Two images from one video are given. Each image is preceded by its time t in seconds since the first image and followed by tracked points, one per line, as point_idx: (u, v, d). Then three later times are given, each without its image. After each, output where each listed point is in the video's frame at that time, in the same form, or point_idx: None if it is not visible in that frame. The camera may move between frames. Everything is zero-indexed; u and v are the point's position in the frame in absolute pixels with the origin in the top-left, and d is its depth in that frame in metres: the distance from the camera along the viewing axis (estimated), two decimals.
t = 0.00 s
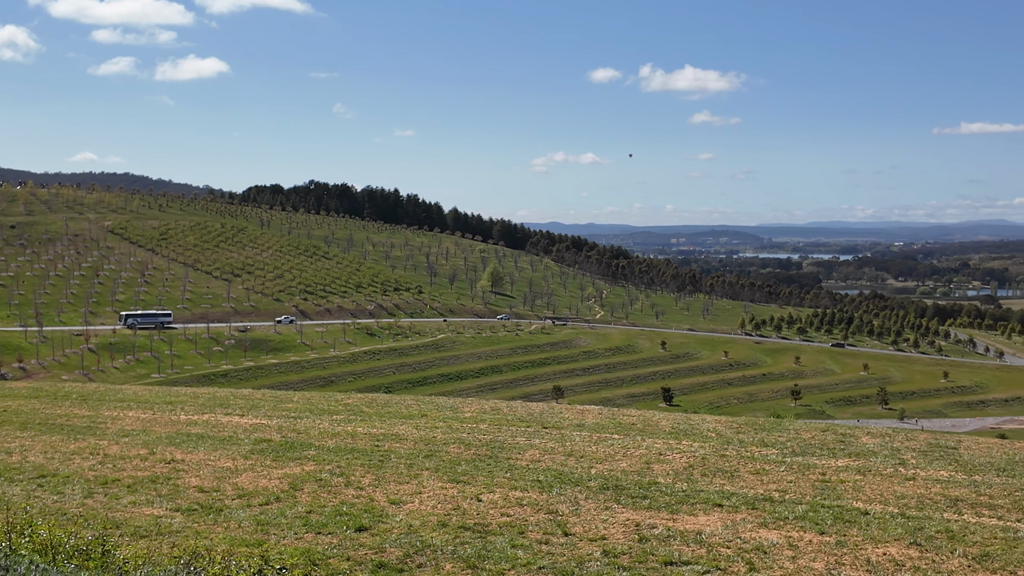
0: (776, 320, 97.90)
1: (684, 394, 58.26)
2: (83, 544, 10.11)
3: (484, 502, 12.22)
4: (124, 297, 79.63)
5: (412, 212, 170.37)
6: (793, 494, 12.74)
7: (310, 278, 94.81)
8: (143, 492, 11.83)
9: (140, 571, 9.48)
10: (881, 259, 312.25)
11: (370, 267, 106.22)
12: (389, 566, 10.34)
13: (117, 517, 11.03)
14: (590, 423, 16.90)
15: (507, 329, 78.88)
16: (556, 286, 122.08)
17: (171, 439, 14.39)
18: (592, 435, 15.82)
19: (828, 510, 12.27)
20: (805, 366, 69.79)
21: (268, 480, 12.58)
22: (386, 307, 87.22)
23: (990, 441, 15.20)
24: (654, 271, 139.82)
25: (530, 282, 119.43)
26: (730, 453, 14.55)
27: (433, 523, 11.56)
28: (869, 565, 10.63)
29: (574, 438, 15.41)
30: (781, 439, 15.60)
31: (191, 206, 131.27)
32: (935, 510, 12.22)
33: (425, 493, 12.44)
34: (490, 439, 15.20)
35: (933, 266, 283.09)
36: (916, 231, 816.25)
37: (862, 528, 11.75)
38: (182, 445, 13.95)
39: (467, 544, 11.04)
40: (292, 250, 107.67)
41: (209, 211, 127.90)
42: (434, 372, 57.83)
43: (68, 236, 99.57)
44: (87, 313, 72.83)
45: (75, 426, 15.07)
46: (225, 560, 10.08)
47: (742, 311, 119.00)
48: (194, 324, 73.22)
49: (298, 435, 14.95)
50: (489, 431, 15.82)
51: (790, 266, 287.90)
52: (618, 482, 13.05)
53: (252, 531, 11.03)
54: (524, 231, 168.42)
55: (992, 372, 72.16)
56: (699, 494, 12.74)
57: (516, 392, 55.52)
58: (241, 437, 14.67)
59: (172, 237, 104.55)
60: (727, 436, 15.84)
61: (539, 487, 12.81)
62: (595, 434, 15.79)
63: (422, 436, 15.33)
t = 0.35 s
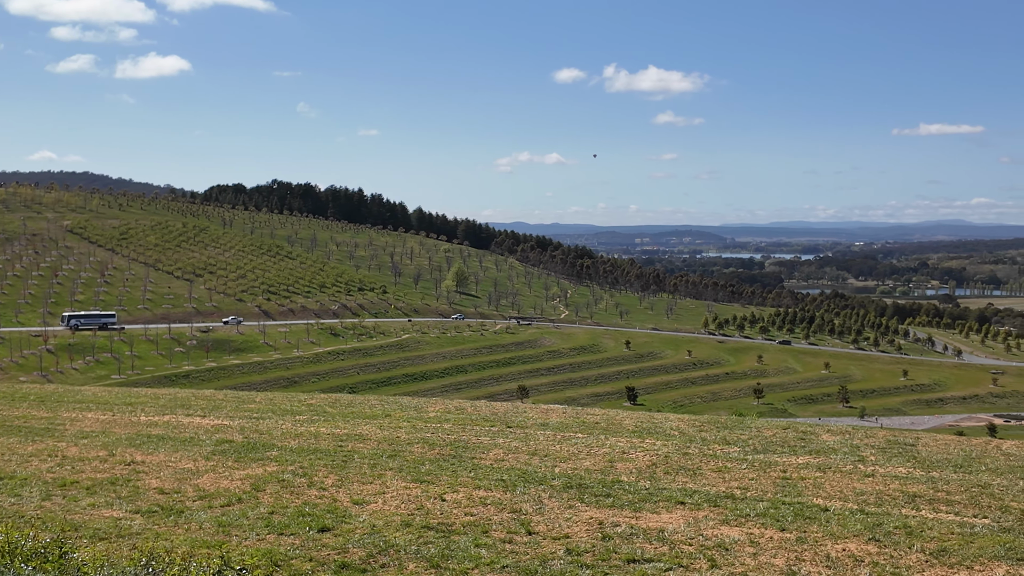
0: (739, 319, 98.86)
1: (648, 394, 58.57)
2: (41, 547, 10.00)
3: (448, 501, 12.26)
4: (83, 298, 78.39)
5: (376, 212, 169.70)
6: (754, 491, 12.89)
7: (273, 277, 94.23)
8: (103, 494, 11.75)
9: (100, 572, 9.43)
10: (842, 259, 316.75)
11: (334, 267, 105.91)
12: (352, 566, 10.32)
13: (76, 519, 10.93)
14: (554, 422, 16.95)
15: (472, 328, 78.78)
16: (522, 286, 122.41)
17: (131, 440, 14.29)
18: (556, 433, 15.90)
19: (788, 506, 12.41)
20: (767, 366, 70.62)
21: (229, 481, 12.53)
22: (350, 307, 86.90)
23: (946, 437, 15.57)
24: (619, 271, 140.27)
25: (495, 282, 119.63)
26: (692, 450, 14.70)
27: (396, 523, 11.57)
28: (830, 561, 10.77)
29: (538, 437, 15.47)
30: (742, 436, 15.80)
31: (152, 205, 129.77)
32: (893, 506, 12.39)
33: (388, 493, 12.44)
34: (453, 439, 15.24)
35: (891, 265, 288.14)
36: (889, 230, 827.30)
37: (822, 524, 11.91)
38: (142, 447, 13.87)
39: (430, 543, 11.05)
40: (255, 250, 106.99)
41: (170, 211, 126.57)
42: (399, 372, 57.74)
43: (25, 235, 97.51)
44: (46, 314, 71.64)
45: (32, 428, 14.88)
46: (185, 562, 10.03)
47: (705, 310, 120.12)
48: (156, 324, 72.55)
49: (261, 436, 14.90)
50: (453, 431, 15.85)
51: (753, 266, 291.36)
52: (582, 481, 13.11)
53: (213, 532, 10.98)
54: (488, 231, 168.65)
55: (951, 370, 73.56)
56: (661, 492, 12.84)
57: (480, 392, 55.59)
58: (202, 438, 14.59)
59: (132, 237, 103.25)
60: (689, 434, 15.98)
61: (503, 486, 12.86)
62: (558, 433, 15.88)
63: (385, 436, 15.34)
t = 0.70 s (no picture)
0: (700, 318, 99.87)
1: (610, 392, 58.87)
2: None
3: (409, 501, 12.28)
4: (39, 298, 76.70)
5: (337, 211, 168.96)
6: (713, 488, 13.03)
7: (233, 277, 93.57)
8: (58, 497, 11.66)
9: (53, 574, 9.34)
10: (802, 258, 320.66)
11: (294, 267, 105.51)
12: (311, 567, 10.29)
13: (30, 522, 10.82)
14: (515, 421, 17.00)
15: (434, 328, 78.76)
16: (484, 285, 122.66)
17: (87, 442, 14.18)
18: (517, 432, 16.00)
19: (747, 503, 12.55)
20: (727, 364, 71.33)
21: (187, 482, 12.48)
22: (311, 307, 86.61)
23: (902, 434, 15.90)
24: (581, 270, 141.20)
25: (457, 281, 119.70)
26: (652, 449, 14.87)
27: (356, 523, 11.56)
28: (786, 557, 10.90)
29: (499, 436, 15.58)
30: (702, 434, 16.03)
31: (109, 204, 127.84)
32: (849, 502, 12.56)
33: (348, 493, 12.45)
34: (414, 438, 15.29)
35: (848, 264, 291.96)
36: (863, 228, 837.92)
37: (779, 521, 12.04)
38: (98, 449, 13.78)
39: (390, 544, 11.05)
40: (214, 250, 106.11)
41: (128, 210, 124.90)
42: (361, 372, 57.62)
43: None
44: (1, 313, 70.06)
45: None
46: (141, 565, 9.95)
47: (666, 309, 121.21)
48: (113, 324, 71.69)
49: (219, 437, 14.83)
50: (414, 430, 15.92)
51: (714, 266, 294.32)
52: (542, 480, 13.19)
53: (171, 534, 10.92)
54: (450, 230, 169.23)
55: (907, 368, 74.90)
56: (621, 489, 12.96)
57: (442, 391, 55.64)
58: (159, 439, 14.53)
59: (88, 237, 101.65)
60: (649, 432, 16.16)
61: (464, 485, 12.90)
62: (519, 432, 16.00)
63: (345, 436, 15.34)
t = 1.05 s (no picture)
0: (656, 317, 101.00)
1: (566, 391, 59.18)
2: None
3: (364, 501, 12.29)
4: None
5: (292, 210, 167.66)
6: (668, 485, 13.22)
7: (186, 276, 92.47)
8: (5, 500, 11.53)
9: None
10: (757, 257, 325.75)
11: (249, 267, 104.74)
12: (264, 568, 10.24)
13: None
14: (471, 420, 17.12)
15: (390, 327, 78.74)
16: (441, 284, 122.83)
17: (36, 445, 14.04)
18: (473, 432, 16.18)
19: (701, 500, 12.71)
20: (683, 362, 72.02)
21: (138, 484, 12.43)
22: (266, 306, 86.12)
23: (853, 431, 16.34)
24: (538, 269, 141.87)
25: (413, 280, 119.67)
26: (607, 447, 15.11)
27: (311, 523, 11.54)
28: (738, 552, 11.03)
29: (455, 436, 15.75)
30: (657, 431, 16.37)
31: (59, 202, 125.23)
32: (800, 498, 12.76)
33: (303, 494, 12.45)
34: (370, 438, 15.40)
35: (800, 263, 296.78)
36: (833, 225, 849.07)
37: (732, 517, 12.18)
38: (47, 451, 13.66)
39: (345, 543, 11.03)
40: (166, 249, 104.81)
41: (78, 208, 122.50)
42: (316, 372, 57.41)
43: None
44: None
45: None
46: (90, 567, 9.86)
47: (622, 308, 122.10)
48: (63, 324, 70.47)
49: (172, 438, 14.79)
50: (370, 430, 16.06)
51: (671, 265, 296.92)
52: (498, 478, 13.29)
53: (122, 536, 10.82)
54: (406, 228, 169.16)
55: (859, 365, 76.30)
56: (577, 487, 13.10)
57: (399, 391, 55.71)
58: (110, 441, 14.44)
59: (36, 237, 99.48)
60: (605, 430, 16.44)
61: (419, 484, 12.96)
62: (476, 431, 16.20)
63: (300, 436, 15.40)
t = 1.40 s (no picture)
0: (608, 316, 101.82)
1: (519, 390, 59.24)
2: None
3: (314, 501, 12.29)
4: None
5: (242, 209, 165.41)
6: (618, 482, 13.38)
7: (133, 276, 90.42)
8: None
9: None
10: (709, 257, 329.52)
11: (197, 266, 103.17)
12: (212, 570, 10.15)
13: None
14: (422, 419, 17.22)
15: (343, 327, 78.54)
16: (393, 283, 122.74)
17: None
18: (424, 431, 16.30)
19: (651, 497, 12.85)
20: (635, 360, 72.57)
21: (83, 487, 12.32)
22: (216, 306, 85.10)
23: (800, 428, 16.74)
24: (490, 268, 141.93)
25: (365, 280, 119.50)
26: (559, 445, 15.32)
27: (260, 525, 11.49)
28: (688, 549, 11.14)
29: (406, 436, 15.86)
30: (607, 429, 16.65)
31: None
32: (748, 494, 12.93)
33: (252, 495, 12.42)
34: (321, 438, 15.45)
35: (747, 262, 301.40)
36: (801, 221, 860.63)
37: (682, 513, 12.32)
38: None
39: (295, 544, 10.97)
40: (112, 248, 102.28)
41: (18, 206, 117.99)
42: (266, 372, 57.09)
43: None
44: None
45: None
46: (32, 571, 9.69)
47: (574, 306, 122.97)
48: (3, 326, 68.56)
49: (118, 440, 14.69)
50: (320, 430, 16.12)
51: (623, 263, 300.17)
52: (450, 477, 13.35)
53: (66, 540, 10.69)
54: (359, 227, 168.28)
55: (806, 363, 77.46)
56: (529, 485, 13.19)
57: (351, 391, 55.78)
58: (54, 443, 14.30)
59: None
60: (556, 428, 16.69)
61: (370, 484, 12.99)
62: (427, 430, 16.34)
63: (249, 437, 15.41)
